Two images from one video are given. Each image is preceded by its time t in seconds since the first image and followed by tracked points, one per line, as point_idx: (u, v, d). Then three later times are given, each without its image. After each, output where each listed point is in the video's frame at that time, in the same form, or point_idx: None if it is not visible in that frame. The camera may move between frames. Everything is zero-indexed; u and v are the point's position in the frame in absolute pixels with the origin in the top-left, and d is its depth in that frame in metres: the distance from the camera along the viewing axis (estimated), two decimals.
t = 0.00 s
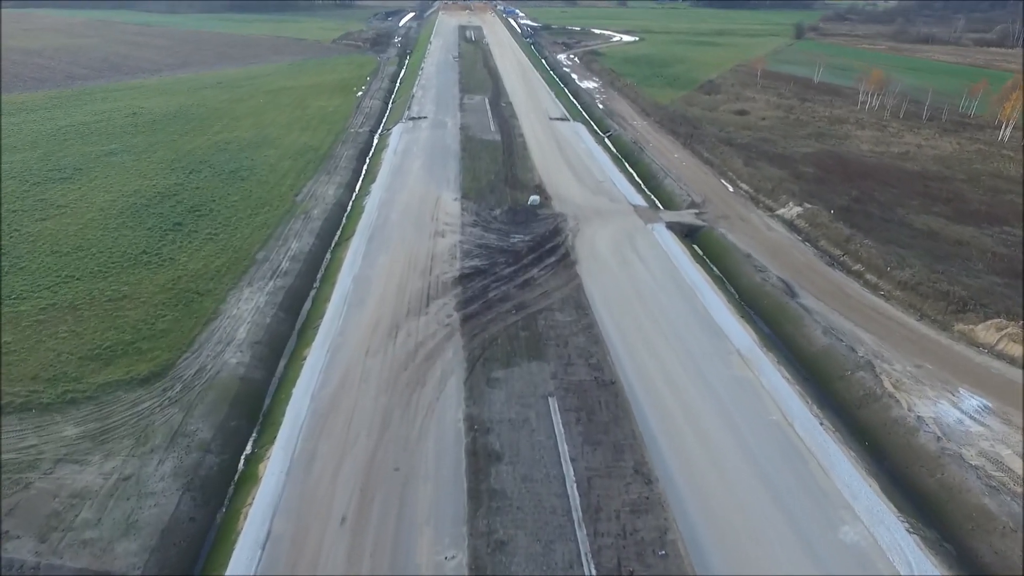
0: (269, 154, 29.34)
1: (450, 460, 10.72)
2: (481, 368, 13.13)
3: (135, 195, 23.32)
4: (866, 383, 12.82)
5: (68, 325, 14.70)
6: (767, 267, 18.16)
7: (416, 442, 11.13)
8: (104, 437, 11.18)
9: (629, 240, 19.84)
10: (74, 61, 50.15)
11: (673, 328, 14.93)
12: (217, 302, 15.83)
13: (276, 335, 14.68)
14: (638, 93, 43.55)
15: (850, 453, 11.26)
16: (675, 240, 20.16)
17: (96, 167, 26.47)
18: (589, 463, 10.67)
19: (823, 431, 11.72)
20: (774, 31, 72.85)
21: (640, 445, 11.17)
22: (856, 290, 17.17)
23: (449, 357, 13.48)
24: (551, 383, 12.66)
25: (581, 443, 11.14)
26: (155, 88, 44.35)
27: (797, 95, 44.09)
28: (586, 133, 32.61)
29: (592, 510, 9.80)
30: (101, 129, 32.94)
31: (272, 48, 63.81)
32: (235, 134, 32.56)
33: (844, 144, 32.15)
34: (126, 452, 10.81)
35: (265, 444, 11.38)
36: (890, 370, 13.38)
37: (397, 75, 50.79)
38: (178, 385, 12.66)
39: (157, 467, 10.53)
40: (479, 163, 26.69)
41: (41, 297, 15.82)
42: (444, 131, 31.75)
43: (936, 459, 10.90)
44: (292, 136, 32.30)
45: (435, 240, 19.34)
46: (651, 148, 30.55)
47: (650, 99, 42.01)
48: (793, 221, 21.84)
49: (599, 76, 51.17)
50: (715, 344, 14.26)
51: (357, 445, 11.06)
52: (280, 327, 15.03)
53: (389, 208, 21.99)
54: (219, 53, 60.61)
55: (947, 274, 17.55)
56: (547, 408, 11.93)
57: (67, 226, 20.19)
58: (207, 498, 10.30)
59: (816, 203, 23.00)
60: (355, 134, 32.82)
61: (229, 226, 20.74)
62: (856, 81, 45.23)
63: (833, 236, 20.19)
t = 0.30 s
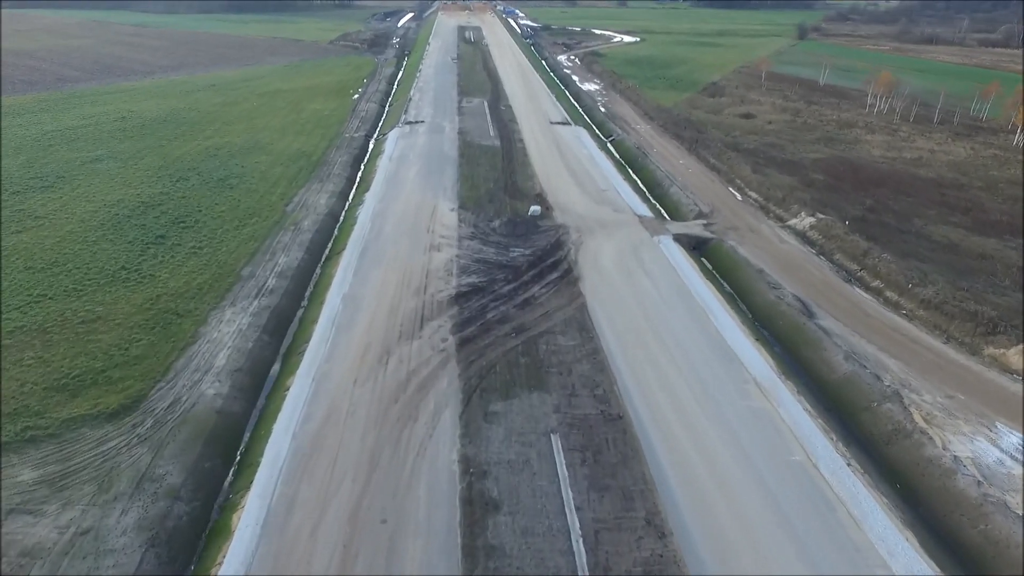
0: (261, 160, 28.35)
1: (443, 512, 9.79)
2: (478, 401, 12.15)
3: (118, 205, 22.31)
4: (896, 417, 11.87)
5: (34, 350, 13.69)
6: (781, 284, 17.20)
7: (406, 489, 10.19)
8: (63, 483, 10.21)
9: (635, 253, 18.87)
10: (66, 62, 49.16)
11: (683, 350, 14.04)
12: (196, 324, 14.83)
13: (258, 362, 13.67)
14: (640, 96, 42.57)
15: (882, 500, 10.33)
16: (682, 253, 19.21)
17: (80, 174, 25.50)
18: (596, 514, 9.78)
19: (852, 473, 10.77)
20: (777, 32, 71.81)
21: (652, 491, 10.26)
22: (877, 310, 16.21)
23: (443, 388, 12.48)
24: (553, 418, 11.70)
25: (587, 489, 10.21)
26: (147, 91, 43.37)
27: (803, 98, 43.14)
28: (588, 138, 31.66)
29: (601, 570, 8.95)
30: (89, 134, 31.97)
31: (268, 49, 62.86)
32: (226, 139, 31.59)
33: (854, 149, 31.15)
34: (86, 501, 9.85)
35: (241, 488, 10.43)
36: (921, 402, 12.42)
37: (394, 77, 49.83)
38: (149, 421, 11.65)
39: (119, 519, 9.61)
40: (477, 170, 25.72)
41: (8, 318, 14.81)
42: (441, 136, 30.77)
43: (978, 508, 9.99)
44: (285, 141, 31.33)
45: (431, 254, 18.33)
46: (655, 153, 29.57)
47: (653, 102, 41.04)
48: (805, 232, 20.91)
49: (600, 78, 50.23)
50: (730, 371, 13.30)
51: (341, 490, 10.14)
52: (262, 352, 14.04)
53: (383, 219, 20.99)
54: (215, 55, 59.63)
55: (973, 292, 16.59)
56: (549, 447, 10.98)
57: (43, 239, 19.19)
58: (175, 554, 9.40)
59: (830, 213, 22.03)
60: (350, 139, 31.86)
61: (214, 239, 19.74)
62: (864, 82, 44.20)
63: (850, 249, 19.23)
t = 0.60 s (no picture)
0: (252, 166, 27.49)
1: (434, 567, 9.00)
2: (474, 434, 11.31)
3: (101, 215, 21.41)
4: (926, 453, 11.04)
5: None
6: (795, 302, 16.40)
7: (395, 539, 9.38)
8: (19, 531, 9.44)
9: (641, 267, 18.03)
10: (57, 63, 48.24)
11: (693, 373, 13.29)
12: (175, 347, 13.96)
13: (240, 388, 12.80)
14: (643, 99, 41.69)
15: (915, 548, 9.53)
16: (690, 266, 18.38)
17: (64, 182, 24.64)
18: (603, 567, 9.03)
19: (881, 517, 9.96)
20: (780, 32, 70.88)
21: (663, 540, 9.51)
22: (897, 329, 15.37)
23: (437, 420, 11.61)
24: (556, 454, 10.90)
25: (592, 538, 9.44)
26: (139, 94, 42.48)
27: (809, 101, 42.31)
28: (590, 142, 30.83)
29: None
30: (77, 139, 31.11)
31: (264, 50, 61.98)
32: (218, 145, 30.75)
33: (863, 154, 30.27)
34: (41, 554, 9.15)
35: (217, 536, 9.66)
36: (952, 435, 11.57)
37: (392, 79, 49.00)
38: (118, 459, 10.79)
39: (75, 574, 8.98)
40: (476, 177, 24.89)
41: None
42: (439, 141, 29.91)
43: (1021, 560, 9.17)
44: (278, 146, 30.51)
45: (426, 269, 17.46)
46: (658, 159, 28.74)
47: (656, 105, 40.22)
48: (817, 243, 20.09)
49: (601, 80, 49.43)
50: (745, 400, 12.49)
51: (324, 538, 9.36)
52: (244, 376, 13.16)
53: (377, 230, 20.12)
54: (210, 56, 58.75)
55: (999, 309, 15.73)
56: (551, 489, 10.17)
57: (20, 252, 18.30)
58: None
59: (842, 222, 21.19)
60: (346, 144, 31.01)
61: (200, 251, 18.88)
62: (871, 84, 43.27)
63: (866, 262, 18.38)
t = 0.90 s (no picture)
0: (242, 174, 26.48)
1: None
2: (469, 480, 10.36)
3: (80, 227, 20.37)
4: (966, 503, 10.10)
5: None
6: (814, 323, 15.36)
7: None
8: None
9: (647, 284, 17.01)
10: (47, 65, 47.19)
11: (706, 404, 12.35)
12: (148, 376, 12.93)
13: (215, 423, 11.79)
14: (647, 102, 40.63)
15: None
16: (700, 282, 17.38)
17: (44, 190, 23.63)
18: None
19: None
20: (784, 33, 69.70)
21: None
22: (924, 354, 14.36)
23: (428, 463, 10.64)
24: (559, 503, 9.97)
25: None
26: (129, 97, 41.46)
27: (816, 103, 41.32)
28: (592, 147, 29.84)
29: None
30: (62, 144, 30.10)
31: (260, 51, 60.97)
32: (208, 150, 29.75)
33: (876, 161, 29.19)
34: None
35: None
36: (993, 480, 10.62)
37: (390, 81, 48.01)
38: (75, 509, 9.83)
39: None
40: (474, 186, 23.89)
41: None
42: (436, 146, 28.89)
43: None
44: (270, 152, 29.51)
45: (420, 287, 16.43)
46: (663, 166, 27.72)
47: (659, 108, 39.25)
48: (832, 257, 19.08)
49: (603, 82, 48.44)
50: (765, 438, 11.51)
51: None
52: (220, 410, 12.13)
53: (369, 243, 19.09)
54: (205, 57, 57.74)
55: None
56: (554, 546, 9.28)
57: None
58: None
59: (859, 234, 20.18)
60: (339, 149, 29.99)
61: (181, 267, 17.85)
62: (879, 86, 42.21)
63: (887, 277, 17.36)
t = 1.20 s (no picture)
0: (232, 180, 25.59)
1: None
2: (463, 528, 9.56)
3: (60, 238, 19.45)
4: (1007, 556, 9.30)
5: None
6: (833, 344, 14.46)
7: None
8: None
9: (654, 301, 16.12)
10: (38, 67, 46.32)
11: (719, 437, 11.53)
12: (120, 406, 11.99)
13: (189, 460, 10.95)
14: (649, 105, 39.75)
15: None
16: (710, 299, 16.48)
17: (25, 199, 22.75)
18: None
19: None
20: (787, 33, 68.86)
21: None
22: (951, 379, 13.48)
23: (419, 509, 9.79)
24: (562, 556, 9.22)
25: None
26: (121, 99, 40.57)
27: (822, 106, 40.48)
28: (594, 153, 28.99)
29: None
30: (48, 149, 29.23)
31: (256, 52, 60.06)
32: (199, 156, 28.89)
33: (886, 166, 28.33)
34: None
35: None
36: None
37: (388, 83, 47.16)
38: (29, 563, 9.05)
39: None
40: (472, 193, 23.05)
41: None
42: (433, 152, 28.00)
43: None
44: (263, 157, 28.66)
45: (414, 305, 15.54)
46: (667, 172, 26.87)
47: (662, 110, 38.41)
48: (847, 270, 18.24)
49: (604, 83, 47.58)
50: (786, 476, 10.67)
51: None
52: (195, 445, 11.25)
53: (361, 256, 18.21)
54: (200, 58, 56.85)
55: None
56: None
57: None
58: None
59: (874, 245, 19.31)
60: (334, 154, 29.13)
61: (163, 282, 16.95)
62: (886, 87, 41.34)
63: (908, 293, 16.46)
